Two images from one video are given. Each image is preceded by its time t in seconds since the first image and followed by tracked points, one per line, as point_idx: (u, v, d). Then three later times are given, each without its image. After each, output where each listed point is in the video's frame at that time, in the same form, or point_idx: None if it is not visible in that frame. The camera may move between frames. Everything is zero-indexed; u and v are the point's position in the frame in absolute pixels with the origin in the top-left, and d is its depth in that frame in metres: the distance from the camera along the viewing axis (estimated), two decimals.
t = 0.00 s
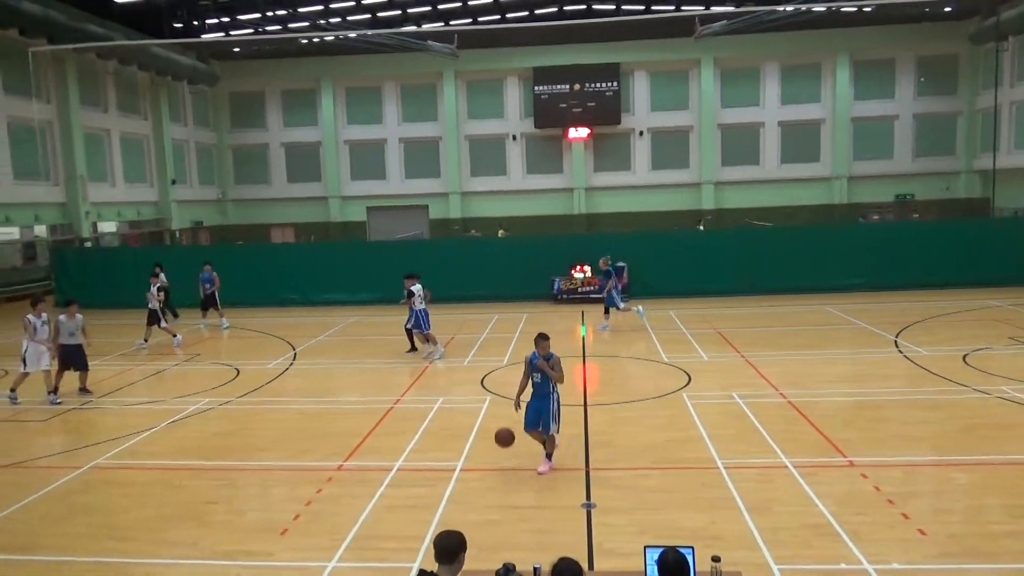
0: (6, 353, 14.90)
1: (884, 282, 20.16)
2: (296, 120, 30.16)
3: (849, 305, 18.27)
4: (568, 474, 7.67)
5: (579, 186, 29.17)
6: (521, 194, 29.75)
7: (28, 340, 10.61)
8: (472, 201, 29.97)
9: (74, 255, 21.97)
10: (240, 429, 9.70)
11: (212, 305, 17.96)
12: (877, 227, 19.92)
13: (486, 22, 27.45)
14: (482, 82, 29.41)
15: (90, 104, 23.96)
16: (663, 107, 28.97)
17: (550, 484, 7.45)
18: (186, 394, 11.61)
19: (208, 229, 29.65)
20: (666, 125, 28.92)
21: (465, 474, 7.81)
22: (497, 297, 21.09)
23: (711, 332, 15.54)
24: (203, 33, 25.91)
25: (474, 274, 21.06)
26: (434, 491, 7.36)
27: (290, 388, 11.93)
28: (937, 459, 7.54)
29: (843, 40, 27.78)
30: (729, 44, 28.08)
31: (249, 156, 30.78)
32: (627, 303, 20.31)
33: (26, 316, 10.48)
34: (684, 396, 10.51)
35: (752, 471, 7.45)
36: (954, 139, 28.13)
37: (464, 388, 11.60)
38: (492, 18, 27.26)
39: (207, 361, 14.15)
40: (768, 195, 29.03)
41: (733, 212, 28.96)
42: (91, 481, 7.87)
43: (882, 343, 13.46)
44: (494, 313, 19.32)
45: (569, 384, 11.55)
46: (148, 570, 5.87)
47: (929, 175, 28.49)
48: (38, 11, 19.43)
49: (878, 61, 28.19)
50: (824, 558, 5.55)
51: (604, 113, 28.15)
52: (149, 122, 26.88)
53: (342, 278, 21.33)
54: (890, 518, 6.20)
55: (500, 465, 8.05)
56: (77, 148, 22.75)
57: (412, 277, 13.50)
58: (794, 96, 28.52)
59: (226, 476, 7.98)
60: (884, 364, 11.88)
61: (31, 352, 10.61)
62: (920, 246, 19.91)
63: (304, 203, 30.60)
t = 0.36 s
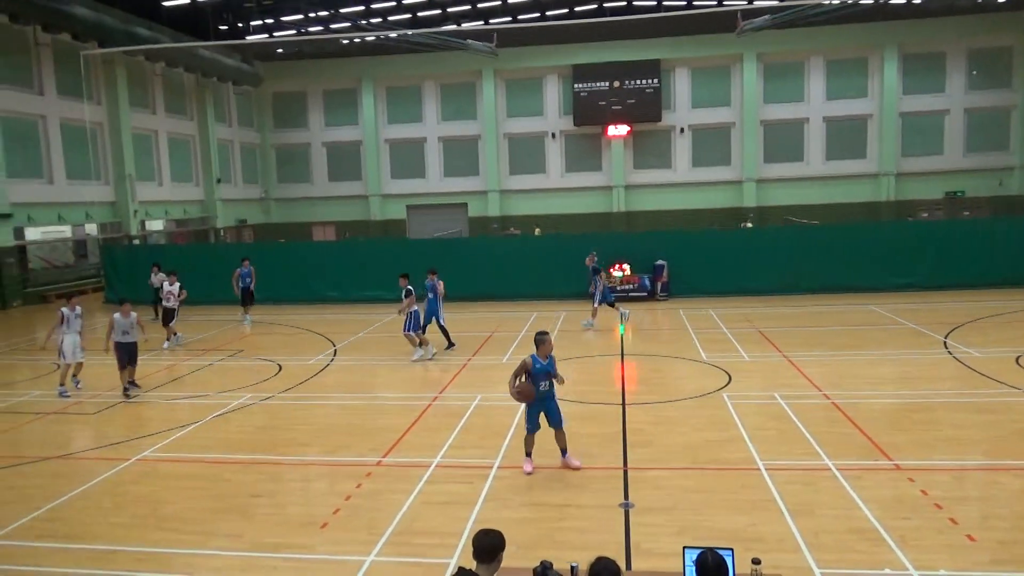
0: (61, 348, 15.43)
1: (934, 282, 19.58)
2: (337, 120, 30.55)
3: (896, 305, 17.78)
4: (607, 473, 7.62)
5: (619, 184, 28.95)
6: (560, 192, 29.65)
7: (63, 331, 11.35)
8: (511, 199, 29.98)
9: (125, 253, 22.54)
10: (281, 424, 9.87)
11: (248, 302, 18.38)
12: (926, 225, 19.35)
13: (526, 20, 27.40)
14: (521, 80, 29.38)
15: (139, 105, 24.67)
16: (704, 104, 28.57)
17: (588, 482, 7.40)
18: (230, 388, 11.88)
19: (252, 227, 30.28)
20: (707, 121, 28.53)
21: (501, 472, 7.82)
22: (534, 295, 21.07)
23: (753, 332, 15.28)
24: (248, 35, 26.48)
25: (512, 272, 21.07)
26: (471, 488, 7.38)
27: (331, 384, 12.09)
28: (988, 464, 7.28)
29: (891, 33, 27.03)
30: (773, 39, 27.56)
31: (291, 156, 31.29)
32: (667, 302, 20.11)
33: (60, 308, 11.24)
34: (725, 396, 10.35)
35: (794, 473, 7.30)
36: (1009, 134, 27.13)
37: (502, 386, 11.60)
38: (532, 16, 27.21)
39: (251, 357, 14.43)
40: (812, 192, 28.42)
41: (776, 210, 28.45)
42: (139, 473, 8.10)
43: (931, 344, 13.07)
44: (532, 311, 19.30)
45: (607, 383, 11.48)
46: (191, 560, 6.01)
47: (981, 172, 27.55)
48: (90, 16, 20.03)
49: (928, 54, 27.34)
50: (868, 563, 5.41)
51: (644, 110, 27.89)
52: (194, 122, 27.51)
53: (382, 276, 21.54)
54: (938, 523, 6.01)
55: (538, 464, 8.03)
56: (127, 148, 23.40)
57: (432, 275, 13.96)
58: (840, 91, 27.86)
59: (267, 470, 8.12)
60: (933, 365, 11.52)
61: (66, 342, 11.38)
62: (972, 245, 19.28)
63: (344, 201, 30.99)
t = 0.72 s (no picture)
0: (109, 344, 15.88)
1: (983, 282, 19.01)
2: (375, 120, 30.84)
3: (943, 305, 17.28)
4: (644, 473, 7.55)
5: (657, 182, 28.67)
6: (597, 190, 29.49)
7: (103, 324, 12.03)
8: (548, 198, 29.91)
9: (170, 251, 23.11)
10: (320, 420, 10.01)
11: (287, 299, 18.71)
12: (977, 223, 18.76)
13: (563, 18, 27.29)
14: (558, 78, 29.28)
15: (184, 106, 25.29)
16: (745, 100, 28.13)
17: (625, 482, 7.34)
18: (270, 384, 12.09)
19: (291, 226, 30.79)
20: (747, 118, 28.10)
21: (537, 470, 7.81)
22: (571, 294, 21.02)
23: (794, 332, 15.00)
24: (289, 36, 26.88)
25: (549, 271, 21.03)
26: (507, 486, 7.38)
27: (369, 381, 12.21)
28: None
29: (940, 26, 26.27)
30: (816, 33, 27.00)
31: (331, 155, 31.71)
32: (705, 301, 19.88)
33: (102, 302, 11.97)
34: (765, 397, 10.18)
35: (836, 476, 7.14)
36: None
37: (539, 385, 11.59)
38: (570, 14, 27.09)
39: (291, 354, 14.66)
40: (856, 190, 27.79)
41: (818, 208, 27.90)
42: (182, 466, 8.29)
43: (980, 346, 12.66)
44: (568, 310, 19.23)
45: (644, 382, 11.37)
46: (233, 553, 6.12)
47: None
48: (136, 19, 20.53)
49: (979, 47, 26.46)
50: (913, 569, 5.26)
51: (683, 107, 27.58)
52: (237, 123, 28.09)
53: (419, 274, 21.69)
54: (986, 530, 5.82)
55: (574, 462, 7.99)
56: (171, 149, 24.02)
57: (454, 270, 14.64)
58: (886, 86, 27.17)
59: (306, 465, 8.25)
60: (983, 367, 11.16)
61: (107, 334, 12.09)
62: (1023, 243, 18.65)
63: (382, 200, 31.29)
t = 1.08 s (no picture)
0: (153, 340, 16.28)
1: None
2: (412, 119, 31.06)
3: (991, 305, 16.75)
4: (679, 473, 7.47)
5: (694, 179, 28.33)
6: (633, 188, 29.26)
7: (138, 320, 12.59)
8: (583, 196, 29.78)
9: (211, 249, 23.60)
10: (356, 416, 10.13)
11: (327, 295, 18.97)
12: None
13: (600, 15, 27.12)
14: (594, 76, 29.13)
15: (225, 106, 25.81)
16: (785, 97, 27.64)
17: (660, 482, 7.27)
18: (307, 380, 12.28)
19: (329, 224, 31.22)
20: (787, 115, 27.60)
21: (571, 469, 7.78)
22: (606, 292, 20.90)
23: (835, 332, 14.70)
24: (327, 37, 27.23)
25: (584, 269, 20.94)
26: (541, 484, 7.38)
27: (404, 378, 12.32)
28: None
29: (989, 18, 25.47)
30: (859, 28, 26.40)
31: (368, 154, 32.03)
32: (743, 300, 19.59)
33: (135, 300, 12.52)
34: (804, 397, 10.00)
35: (877, 479, 6.98)
36: None
37: (574, 383, 11.55)
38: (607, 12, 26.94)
39: (328, 350, 14.86)
40: (899, 188, 27.12)
41: (860, 206, 27.30)
42: (222, 460, 8.46)
43: None
44: (603, 309, 19.13)
45: (680, 382, 11.26)
46: (270, 546, 6.23)
47: None
48: (181, 23, 20.99)
49: None
50: None
51: (722, 103, 27.21)
52: (276, 123, 28.58)
53: (454, 272, 21.80)
54: None
55: (608, 462, 7.94)
56: (212, 149, 24.55)
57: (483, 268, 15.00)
58: (932, 81, 26.44)
59: (342, 461, 8.34)
60: None
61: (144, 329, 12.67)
62: None
63: (418, 199, 31.51)
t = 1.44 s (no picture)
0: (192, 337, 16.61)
1: None
2: (445, 118, 31.21)
3: None
4: (712, 474, 7.39)
5: (729, 177, 27.97)
6: (667, 186, 29.01)
7: (172, 316, 12.95)
8: (616, 194, 29.61)
9: (248, 247, 24.01)
10: (389, 413, 10.22)
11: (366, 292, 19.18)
12: None
13: (635, 12, 26.93)
14: (628, 73, 28.94)
15: (262, 107, 26.25)
16: (823, 93, 27.14)
17: (693, 483, 7.20)
18: (341, 377, 12.41)
19: (363, 222, 31.54)
20: (826, 111, 27.08)
21: (603, 468, 7.74)
22: (639, 291, 20.76)
23: (873, 332, 14.40)
24: (362, 37, 27.50)
25: (617, 267, 20.82)
26: (572, 484, 7.36)
27: (437, 376, 12.39)
28: None
29: None
30: (900, 22, 25.81)
31: (402, 154, 32.27)
32: (779, 300, 19.29)
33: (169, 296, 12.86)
34: (841, 399, 9.81)
35: (917, 483, 6.82)
36: None
37: (606, 382, 11.50)
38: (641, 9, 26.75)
39: (362, 348, 15.01)
40: (940, 185, 26.47)
41: (900, 204, 26.70)
42: (258, 455, 8.60)
43: None
44: (635, 308, 19.00)
45: (715, 381, 11.13)
46: (305, 541, 6.31)
47: None
48: (219, 24, 21.39)
49: None
50: None
51: (759, 100, 26.84)
52: (312, 123, 28.98)
53: (487, 271, 21.84)
54: None
55: (641, 461, 7.89)
56: (249, 149, 25.00)
57: (512, 265, 15.05)
58: (976, 75, 25.71)
59: (376, 458, 8.43)
60: None
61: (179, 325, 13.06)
62: None
63: (451, 197, 31.65)
